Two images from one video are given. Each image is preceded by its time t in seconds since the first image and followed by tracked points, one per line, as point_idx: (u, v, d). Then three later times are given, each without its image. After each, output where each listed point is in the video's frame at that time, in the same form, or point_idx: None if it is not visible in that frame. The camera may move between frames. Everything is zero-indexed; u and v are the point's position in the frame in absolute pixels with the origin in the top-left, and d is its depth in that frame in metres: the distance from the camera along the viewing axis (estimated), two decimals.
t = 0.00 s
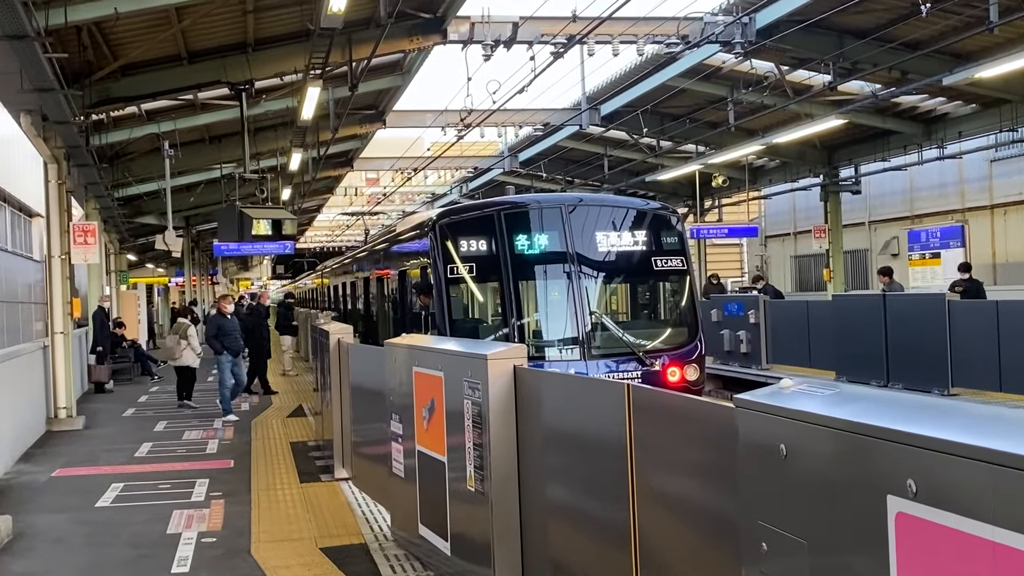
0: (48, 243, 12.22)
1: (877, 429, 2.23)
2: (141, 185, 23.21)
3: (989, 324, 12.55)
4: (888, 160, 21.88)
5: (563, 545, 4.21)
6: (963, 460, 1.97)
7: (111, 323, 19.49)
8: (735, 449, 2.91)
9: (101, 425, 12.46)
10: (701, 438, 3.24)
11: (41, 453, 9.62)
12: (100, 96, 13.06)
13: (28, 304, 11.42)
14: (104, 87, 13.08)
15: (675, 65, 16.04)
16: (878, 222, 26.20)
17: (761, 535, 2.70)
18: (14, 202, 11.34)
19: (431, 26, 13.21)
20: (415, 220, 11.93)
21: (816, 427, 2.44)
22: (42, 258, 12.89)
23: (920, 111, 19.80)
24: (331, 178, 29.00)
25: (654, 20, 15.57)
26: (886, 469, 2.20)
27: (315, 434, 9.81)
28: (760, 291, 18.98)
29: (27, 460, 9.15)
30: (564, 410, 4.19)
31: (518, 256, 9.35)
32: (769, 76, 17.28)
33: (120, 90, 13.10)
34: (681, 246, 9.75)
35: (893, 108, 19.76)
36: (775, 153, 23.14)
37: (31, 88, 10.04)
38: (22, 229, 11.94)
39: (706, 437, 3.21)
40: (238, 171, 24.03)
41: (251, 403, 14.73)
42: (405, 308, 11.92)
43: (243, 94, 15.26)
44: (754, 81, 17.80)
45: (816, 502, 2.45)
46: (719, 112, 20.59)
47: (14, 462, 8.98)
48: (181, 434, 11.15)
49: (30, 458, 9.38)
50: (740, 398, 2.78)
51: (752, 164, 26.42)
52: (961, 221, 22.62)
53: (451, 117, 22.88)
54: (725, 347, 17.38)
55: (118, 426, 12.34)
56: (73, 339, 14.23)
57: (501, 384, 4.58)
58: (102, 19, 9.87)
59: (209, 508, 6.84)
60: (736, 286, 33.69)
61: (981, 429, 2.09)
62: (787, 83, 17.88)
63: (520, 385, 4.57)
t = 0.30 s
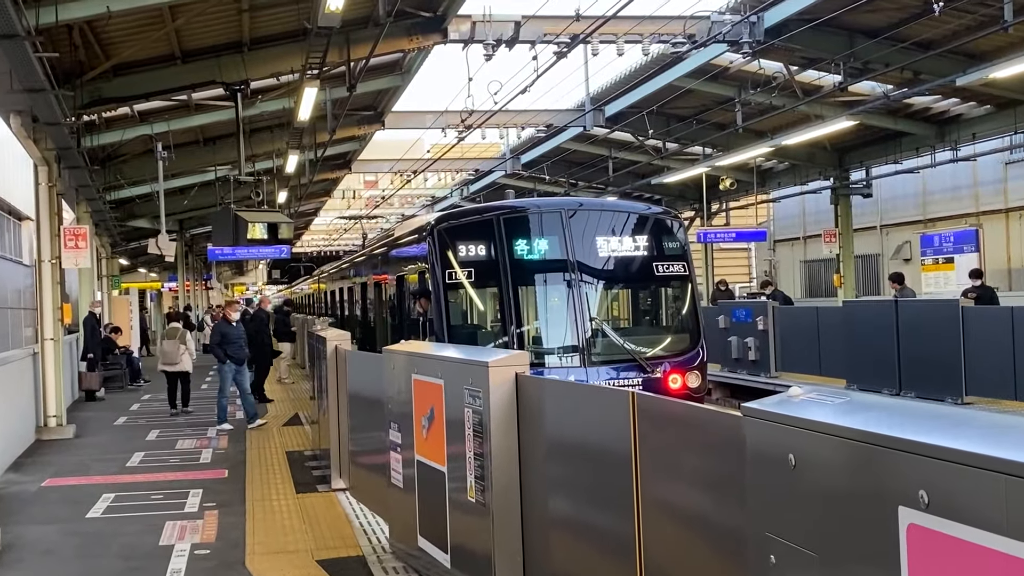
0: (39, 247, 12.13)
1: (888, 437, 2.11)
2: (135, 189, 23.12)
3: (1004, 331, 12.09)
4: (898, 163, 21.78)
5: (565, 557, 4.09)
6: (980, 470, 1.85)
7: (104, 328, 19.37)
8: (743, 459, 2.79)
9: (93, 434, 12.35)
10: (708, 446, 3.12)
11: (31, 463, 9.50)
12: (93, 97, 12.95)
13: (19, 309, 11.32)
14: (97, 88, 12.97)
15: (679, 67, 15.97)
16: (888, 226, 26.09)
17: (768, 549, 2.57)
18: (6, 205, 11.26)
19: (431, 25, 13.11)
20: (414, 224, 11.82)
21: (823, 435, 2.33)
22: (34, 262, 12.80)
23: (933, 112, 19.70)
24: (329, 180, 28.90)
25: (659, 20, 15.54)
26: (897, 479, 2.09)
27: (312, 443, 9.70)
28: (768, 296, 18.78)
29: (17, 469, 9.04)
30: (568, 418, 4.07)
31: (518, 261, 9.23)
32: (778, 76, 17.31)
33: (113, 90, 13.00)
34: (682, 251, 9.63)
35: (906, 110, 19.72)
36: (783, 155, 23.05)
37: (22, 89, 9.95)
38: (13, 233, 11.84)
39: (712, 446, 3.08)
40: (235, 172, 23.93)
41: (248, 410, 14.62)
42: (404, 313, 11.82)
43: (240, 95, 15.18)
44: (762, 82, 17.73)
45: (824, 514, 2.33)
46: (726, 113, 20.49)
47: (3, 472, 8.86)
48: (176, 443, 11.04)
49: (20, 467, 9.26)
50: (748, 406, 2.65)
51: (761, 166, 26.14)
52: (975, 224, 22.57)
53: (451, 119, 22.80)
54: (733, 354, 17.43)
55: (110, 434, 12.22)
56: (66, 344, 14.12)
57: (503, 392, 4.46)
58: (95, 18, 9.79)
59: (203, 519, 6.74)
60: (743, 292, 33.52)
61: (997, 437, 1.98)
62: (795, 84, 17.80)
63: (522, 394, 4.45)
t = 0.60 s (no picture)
0: (40, 253, 12.13)
1: (891, 444, 2.10)
2: (136, 196, 23.18)
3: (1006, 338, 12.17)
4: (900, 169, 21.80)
5: (568, 566, 4.07)
6: (983, 478, 1.84)
7: (105, 335, 19.37)
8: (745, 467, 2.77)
9: (94, 441, 12.34)
10: (710, 453, 3.10)
11: (31, 470, 9.49)
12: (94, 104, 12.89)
13: (19, 316, 11.32)
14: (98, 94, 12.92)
15: (680, 72, 15.98)
16: (891, 232, 26.08)
17: (770, 557, 2.55)
18: (6, 211, 11.27)
19: (433, 32, 13.16)
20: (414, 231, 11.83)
21: (825, 442, 2.32)
22: (35, 269, 12.80)
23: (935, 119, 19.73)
24: (330, 186, 28.93)
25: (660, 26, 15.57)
26: (900, 486, 2.08)
27: (313, 450, 9.68)
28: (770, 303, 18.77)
29: (18, 476, 9.03)
30: (569, 425, 4.05)
31: (518, 268, 9.22)
32: (779, 82, 17.33)
33: (113, 96, 12.98)
34: (682, 257, 9.61)
35: (909, 116, 19.81)
36: (785, 162, 23.09)
37: (23, 95, 9.95)
38: (14, 239, 11.85)
39: (715, 453, 3.07)
40: (237, 179, 23.99)
41: (249, 417, 14.62)
42: (404, 321, 11.84)
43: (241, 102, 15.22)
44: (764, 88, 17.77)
45: (826, 521, 2.32)
46: (728, 120, 20.51)
47: (3, 479, 8.85)
48: (176, 450, 11.03)
49: (20, 473, 9.25)
50: (750, 413, 2.64)
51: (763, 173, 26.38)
52: (977, 231, 22.54)
53: (452, 125, 22.83)
54: (735, 361, 17.27)
55: (111, 441, 12.20)
56: (66, 351, 14.10)
57: (505, 398, 4.45)
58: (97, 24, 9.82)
59: (204, 526, 6.72)
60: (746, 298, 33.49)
61: (999, 445, 1.97)
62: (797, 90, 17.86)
63: (524, 401, 4.43)
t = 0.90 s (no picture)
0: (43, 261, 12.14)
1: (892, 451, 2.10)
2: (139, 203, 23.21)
3: (1007, 345, 12.16)
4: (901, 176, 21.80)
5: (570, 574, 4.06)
6: (985, 485, 1.84)
7: (107, 341, 19.39)
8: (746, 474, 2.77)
9: (95, 448, 12.34)
10: (712, 461, 3.09)
11: (33, 476, 9.50)
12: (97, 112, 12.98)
13: (21, 323, 11.33)
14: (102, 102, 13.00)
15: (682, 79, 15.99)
16: (892, 239, 26.07)
17: (772, 565, 2.55)
18: (8, 218, 11.29)
19: (434, 40, 13.19)
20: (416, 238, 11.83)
21: (826, 450, 2.32)
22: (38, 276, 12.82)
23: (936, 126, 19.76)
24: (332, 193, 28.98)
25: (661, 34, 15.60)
26: (901, 493, 2.07)
27: (314, 458, 9.68)
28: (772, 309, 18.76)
29: (19, 483, 9.03)
30: (571, 433, 4.05)
31: (518, 275, 9.23)
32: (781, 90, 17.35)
33: (117, 104, 13.07)
34: (681, 265, 9.62)
35: (910, 124, 19.84)
36: (787, 169, 23.11)
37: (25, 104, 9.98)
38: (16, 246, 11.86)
39: (716, 460, 3.06)
40: (239, 186, 24.01)
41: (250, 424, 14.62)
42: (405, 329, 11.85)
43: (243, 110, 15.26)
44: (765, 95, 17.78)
45: (828, 529, 2.31)
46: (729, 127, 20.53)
47: (5, 486, 8.85)
48: (178, 457, 11.03)
49: (21, 481, 9.25)
50: (751, 421, 2.64)
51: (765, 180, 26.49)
52: (978, 238, 22.54)
53: (454, 133, 22.86)
54: (736, 368, 17.21)
55: (112, 448, 12.20)
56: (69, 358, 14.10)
57: (506, 405, 4.44)
58: (100, 32, 9.87)
59: (206, 533, 6.71)
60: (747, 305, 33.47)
61: (1001, 453, 1.97)
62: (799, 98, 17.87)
63: (525, 408, 4.43)
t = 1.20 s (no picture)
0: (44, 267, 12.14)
1: (892, 456, 2.11)
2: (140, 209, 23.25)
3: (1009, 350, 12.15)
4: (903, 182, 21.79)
5: None
6: (986, 490, 1.84)
7: (109, 347, 19.40)
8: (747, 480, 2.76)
9: (97, 454, 12.34)
10: (713, 467, 3.09)
11: (35, 482, 9.50)
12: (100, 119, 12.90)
13: (23, 329, 11.34)
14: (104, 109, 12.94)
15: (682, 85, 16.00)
16: (894, 245, 26.05)
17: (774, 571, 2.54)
18: (10, 223, 11.30)
19: (435, 46, 13.24)
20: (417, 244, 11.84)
21: (827, 454, 2.31)
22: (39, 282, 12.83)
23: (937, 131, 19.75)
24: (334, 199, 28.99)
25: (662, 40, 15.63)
26: (902, 498, 2.07)
27: (316, 465, 9.67)
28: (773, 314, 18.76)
29: (20, 489, 9.03)
30: (573, 439, 4.04)
31: (519, 281, 9.24)
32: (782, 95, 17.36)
33: (119, 110, 13.06)
34: (681, 271, 9.62)
35: (911, 130, 19.86)
36: (788, 175, 23.13)
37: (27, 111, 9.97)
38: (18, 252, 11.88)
39: (718, 466, 3.05)
40: (240, 192, 24.03)
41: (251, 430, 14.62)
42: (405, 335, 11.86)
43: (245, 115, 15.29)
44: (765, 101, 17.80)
45: (829, 535, 2.31)
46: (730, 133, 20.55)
47: (6, 492, 8.86)
48: (179, 463, 11.03)
49: (22, 487, 9.25)
50: (752, 426, 2.64)
51: (766, 187, 26.53)
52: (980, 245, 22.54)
53: (455, 139, 22.87)
54: (738, 374, 17.19)
55: (113, 454, 12.19)
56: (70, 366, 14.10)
57: (507, 411, 4.43)
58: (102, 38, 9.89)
59: (207, 539, 6.71)
60: (749, 312, 33.44)
61: (1001, 458, 1.96)
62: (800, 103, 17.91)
63: (526, 413, 4.43)
